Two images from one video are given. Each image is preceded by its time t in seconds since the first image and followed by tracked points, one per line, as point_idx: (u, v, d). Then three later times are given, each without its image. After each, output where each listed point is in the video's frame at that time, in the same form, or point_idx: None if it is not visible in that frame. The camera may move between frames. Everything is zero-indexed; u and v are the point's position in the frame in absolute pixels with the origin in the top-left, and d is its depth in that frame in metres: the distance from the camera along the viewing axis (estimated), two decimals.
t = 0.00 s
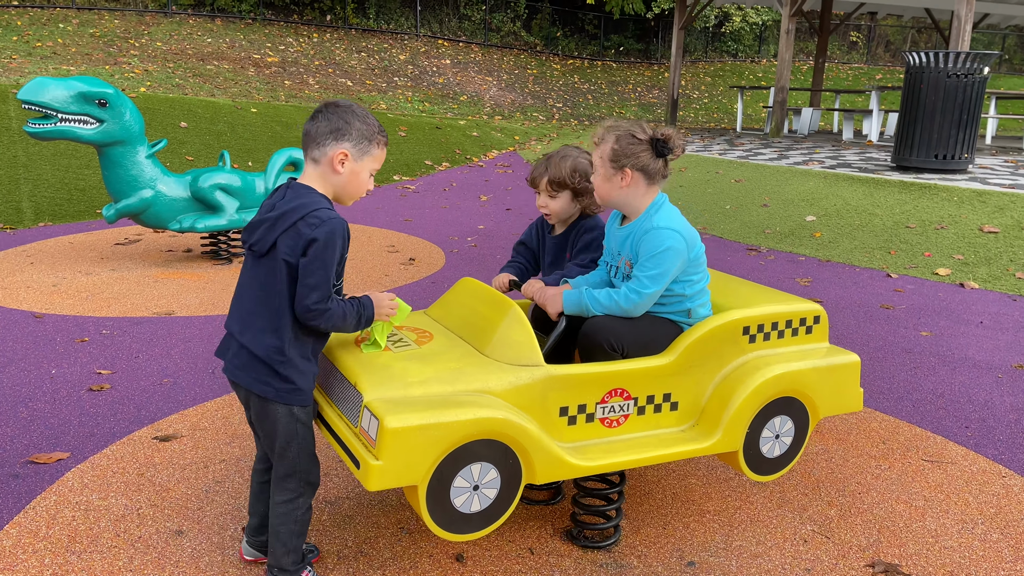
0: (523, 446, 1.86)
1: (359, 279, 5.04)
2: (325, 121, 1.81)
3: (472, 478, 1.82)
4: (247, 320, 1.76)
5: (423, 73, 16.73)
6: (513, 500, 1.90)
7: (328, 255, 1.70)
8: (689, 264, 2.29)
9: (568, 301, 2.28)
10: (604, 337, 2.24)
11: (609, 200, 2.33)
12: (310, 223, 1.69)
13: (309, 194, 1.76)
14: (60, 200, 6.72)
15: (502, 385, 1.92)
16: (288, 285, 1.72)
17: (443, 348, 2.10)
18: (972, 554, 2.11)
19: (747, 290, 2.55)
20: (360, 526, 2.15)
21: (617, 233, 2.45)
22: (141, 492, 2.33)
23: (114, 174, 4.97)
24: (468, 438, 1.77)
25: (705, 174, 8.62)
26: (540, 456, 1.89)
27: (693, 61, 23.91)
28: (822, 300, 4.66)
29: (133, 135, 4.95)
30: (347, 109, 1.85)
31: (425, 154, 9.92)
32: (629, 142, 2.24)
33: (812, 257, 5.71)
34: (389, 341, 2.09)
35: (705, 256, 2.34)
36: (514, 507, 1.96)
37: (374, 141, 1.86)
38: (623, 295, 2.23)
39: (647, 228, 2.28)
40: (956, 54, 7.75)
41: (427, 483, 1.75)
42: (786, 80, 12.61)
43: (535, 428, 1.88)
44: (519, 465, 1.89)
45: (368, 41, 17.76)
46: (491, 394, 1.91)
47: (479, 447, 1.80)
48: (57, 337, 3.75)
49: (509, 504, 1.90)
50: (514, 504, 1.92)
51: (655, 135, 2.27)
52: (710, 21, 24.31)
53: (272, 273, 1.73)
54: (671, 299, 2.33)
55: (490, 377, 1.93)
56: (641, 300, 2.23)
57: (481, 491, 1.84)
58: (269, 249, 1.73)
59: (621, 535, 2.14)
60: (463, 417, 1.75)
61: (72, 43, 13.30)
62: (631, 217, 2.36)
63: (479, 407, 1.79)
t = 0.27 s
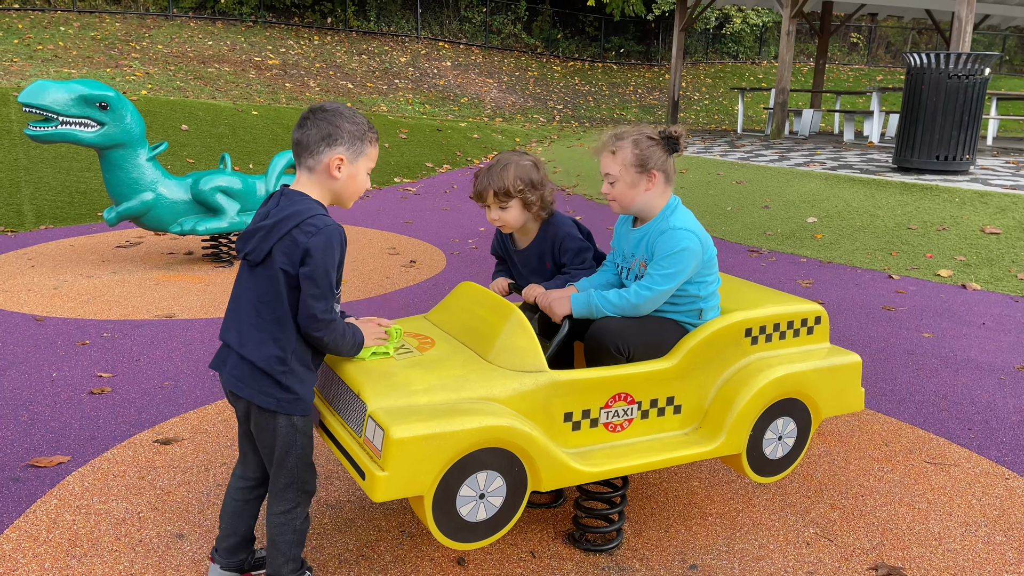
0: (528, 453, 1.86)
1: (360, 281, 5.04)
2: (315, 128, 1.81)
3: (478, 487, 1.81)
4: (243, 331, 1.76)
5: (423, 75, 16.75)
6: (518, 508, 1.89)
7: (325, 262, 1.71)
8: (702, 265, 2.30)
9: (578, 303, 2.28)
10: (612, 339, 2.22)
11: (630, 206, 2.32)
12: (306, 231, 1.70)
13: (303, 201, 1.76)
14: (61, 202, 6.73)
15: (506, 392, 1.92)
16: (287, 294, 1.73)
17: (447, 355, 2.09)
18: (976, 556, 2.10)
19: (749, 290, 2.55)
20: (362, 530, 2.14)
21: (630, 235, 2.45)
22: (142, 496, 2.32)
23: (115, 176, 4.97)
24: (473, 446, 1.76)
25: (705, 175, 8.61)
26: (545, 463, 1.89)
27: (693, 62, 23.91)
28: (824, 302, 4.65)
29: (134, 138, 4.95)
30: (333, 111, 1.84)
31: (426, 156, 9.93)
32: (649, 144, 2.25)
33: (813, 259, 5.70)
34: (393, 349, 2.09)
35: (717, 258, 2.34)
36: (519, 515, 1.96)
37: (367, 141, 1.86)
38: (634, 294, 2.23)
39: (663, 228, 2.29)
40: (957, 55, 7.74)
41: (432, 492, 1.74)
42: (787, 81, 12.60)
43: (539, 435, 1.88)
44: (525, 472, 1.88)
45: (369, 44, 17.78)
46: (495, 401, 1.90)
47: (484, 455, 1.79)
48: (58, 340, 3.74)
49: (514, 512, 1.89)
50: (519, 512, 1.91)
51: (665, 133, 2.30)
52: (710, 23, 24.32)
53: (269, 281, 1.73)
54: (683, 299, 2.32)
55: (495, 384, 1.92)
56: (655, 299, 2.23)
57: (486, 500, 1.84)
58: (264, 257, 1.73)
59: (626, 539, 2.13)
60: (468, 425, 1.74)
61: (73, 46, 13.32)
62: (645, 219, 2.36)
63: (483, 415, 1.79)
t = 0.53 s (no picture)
0: (520, 462, 1.85)
1: (361, 283, 5.03)
2: (288, 129, 1.81)
3: (470, 497, 1.81)
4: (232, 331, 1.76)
5: (425, 77, 16.75)
6: (513, 517, 1.89)
7: (308, 262, 1.70)
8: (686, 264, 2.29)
9: (563, 310, 2.28)
10: (600, 344, 2.22)
11: (615, 203, 2.31)
12: (290, 231, 1.69)
13: (286, 201, 1.76)
14: (63, 205, 6.73)
15: (496, 402, 1.91)
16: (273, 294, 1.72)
17: (437, 364, 2.09)
18: (980, 558, 2.09)
19: (742, 285, 2.55)
20: (363, 533, 2.13)
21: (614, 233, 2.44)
22: (144, 498, 2.32)
23: (117, 178, 4.97)
24: (465, 457, 1.76)
25: (707, 177, 8.61)
26: (538, 471, 1.88)
27: (695, 63, 23.91)
28: (826, 303, 4.64)
29: (135, 140, 4.95)
30: (307, 111, 1.83)
31: (427, 158, 9.93)
32: (638, 141, 2.25)
33: (815, 260, 5.69)
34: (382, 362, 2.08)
35: (701, 256, 2.33)
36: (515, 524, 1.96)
37: (343, 138, 1.84)
38: (620, 298, 2.22)
39: (646, 229, 2.28)
40: (958, 56, 7.73)
41: (425, 505, 1.74)
42: (788, 82, 12.59)
43: (532, 443, 1.87)
44: (518, 481, 1.88)
45: (370, 46, 17.79)
46: (486, 411, 1.90)
47: (475, 466, 1.79)
48: (60, 343, 3.74)
49: (509, 521, 1.89)
50: (514, 521, 1.91)
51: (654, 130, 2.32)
52: (711, 24, 24.32)
53: (254, 282, 1.73)
54: (669, 299, 2.32)
55: (484, 394, 1.92)
56: (642, 301, 2.22)
57: (480, 510, 1.84)
58: (248, 258, 1.73)
59: (626, 540, 2.13)
60: (457, 436, 1.74)
61: (75, 48, 13.33)
62: (629, 216, 2.35)
63: (473, 426, 1.79)
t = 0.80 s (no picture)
0: (529, 455, 1.85)
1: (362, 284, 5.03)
2: (317, 150, 1.82)
3: (478, 489, 1.80)
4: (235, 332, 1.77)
5: (425, 78, 16.76)
6: (520, 511, 1.89)
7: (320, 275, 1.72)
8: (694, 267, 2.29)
9: (578, 308, 2.27)
10: (613, 342, 2.23)
11: (618, 210, 2.28)
12: (308, 243, 1.72)
13: (307, 217, 1.79)
14: (63, 207, 6.74)
15: (507, 395, 1.91)
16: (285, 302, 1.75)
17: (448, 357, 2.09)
18: (980, 560, 2.09)
19: (750, 293, 2.54)
20: (363, 535, 2.13)
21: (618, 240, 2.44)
22: (143, 501, 2.32)
23: (117, 180, 4.97)
24: (475, 448, 1.76)
25: (707, 177, 8.60)
26: (546, 466, 1.88)
27: (695, 64, 23.91)
28: (827, 304, 4.64)
29: (135, 142, 4.95)
30: (336, 135, 1.84)
31: (427, 159, 9.93)
32: (638, 148, 2.24)
33: (815, 261, 5.68)
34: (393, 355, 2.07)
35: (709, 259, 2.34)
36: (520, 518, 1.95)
37: (368, 164, 1.83)
38: (633, 301, 2.22)
39: (653, 232, 2.27)
40: (959, 56, 7.72)
41: (433, 495, 1.74)
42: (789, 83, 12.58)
43: (541, 437, 1.87)
44: (526, 475, 1.87)
45: (371, 47, 17.81)
46: (496, 404, 1.90)
47: (485, 457, 1.79)
48: (60, 344, 3.74)
49: (516, 515, 1.88)
50: (520, 514, 1.90)
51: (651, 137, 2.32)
52: (712, 25, 24.32)
53: (267, 287, 1.75)
54: (680, 303, 2.31)
55: (495, 387, 1.92)
56: (654, 303, 2.21)
57: (487, 502, 1.83)
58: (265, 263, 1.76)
59: (627, 543, 2.12)
60: (469, 427, 1.74)
61: (75, 50, 13.35)
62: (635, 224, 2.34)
63: (484, 417, 1.79)
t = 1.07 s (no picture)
0: (528, 453, 1.85)
1: (361, 285, 5.04)
2: (366, 156, 1.84)
3: (478, 487, 1.80)
4: (247, 328, 1.77)
5: (425, 79, 16.77)
6: (519, 509, 1.89)
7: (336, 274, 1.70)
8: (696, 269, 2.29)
9: (579, 307, 2.28)
10: (616, 341, 2.23)
11: (616, 215, 2.28)
12: (324, 240, 1.70)
13: (325, 214, 1.77)
14: (64, 207, 6.74)
15: (508, 393, 1.92)
16: (296, 298, 1.73)
17: (450, 355, 2.09)
18: (979, 560, 2.09)
19: (751, 295, 2.55)
20: (363, 536, 2.13)
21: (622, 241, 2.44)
22: (143, 501, 2.32)
23: (117, 181, 4.98)
24: (475, 446, 1.76)
25: (707, 178, 8.61)
26: (546, 464, 1.88)
27: (695, 65, 23.91)
28: (826, 304, 4.64)
29: (135, 142, 4.95)
30: (387, 147, 1.88)
31: (427, 159, 9.94)
32: (637, 153, 2.23)
33: (815, 261, 5.69)
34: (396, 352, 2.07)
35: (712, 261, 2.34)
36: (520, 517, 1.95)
37: (410, 184, 1.89)
38: (635, 301, 2.22)
39: (656, 234, 2.28)
40: (958, 57, 7.73)
41: (433, 492, 1.74)
42: (789, 83, 12.58)
43: (541, 435, 1.87)
44: (526, 473, 1.87)
45: (371, 48, 17.81)
46: (497, 402, 1.90)
47: (485, 454, 1.79)
48: (60, 345, 3.75)
49: (515, 513, 1.88)
50: (520, 513, 1.90)
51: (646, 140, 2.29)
52: (712, 25, 24.32)
53: (279, 282, 1.74)
54: (681, 303, 2.32)
55: (496, 384, 1.92)
56: (656, 305, 2.21)
57: (487, 500, 1.83)
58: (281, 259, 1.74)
59: (626, 543, 2.12)
60: (469, 424, 1.74)
61: (76, 51, 13.37)
62: (636, 226, 2.34)
63: (485, 415, 1.79)
